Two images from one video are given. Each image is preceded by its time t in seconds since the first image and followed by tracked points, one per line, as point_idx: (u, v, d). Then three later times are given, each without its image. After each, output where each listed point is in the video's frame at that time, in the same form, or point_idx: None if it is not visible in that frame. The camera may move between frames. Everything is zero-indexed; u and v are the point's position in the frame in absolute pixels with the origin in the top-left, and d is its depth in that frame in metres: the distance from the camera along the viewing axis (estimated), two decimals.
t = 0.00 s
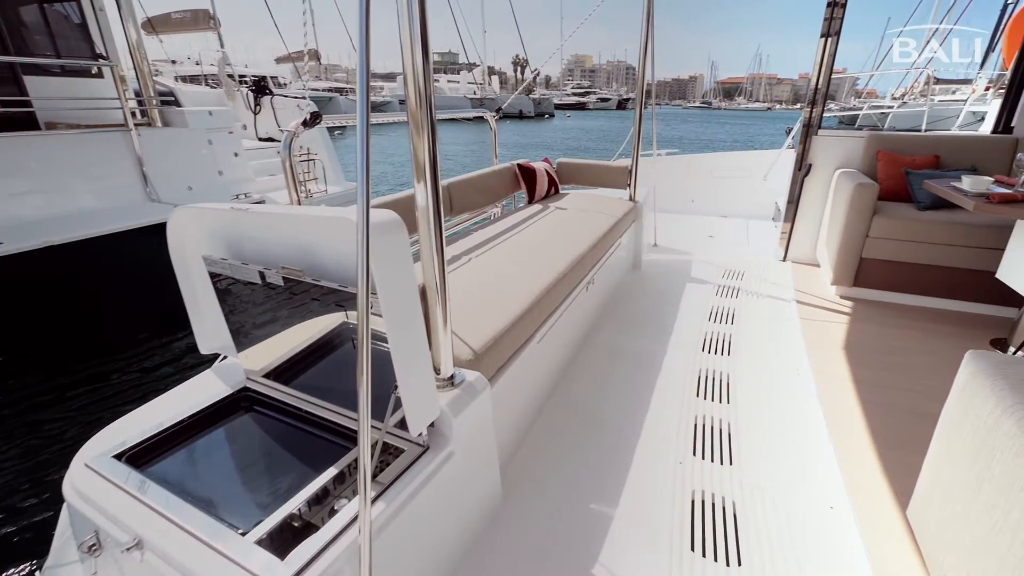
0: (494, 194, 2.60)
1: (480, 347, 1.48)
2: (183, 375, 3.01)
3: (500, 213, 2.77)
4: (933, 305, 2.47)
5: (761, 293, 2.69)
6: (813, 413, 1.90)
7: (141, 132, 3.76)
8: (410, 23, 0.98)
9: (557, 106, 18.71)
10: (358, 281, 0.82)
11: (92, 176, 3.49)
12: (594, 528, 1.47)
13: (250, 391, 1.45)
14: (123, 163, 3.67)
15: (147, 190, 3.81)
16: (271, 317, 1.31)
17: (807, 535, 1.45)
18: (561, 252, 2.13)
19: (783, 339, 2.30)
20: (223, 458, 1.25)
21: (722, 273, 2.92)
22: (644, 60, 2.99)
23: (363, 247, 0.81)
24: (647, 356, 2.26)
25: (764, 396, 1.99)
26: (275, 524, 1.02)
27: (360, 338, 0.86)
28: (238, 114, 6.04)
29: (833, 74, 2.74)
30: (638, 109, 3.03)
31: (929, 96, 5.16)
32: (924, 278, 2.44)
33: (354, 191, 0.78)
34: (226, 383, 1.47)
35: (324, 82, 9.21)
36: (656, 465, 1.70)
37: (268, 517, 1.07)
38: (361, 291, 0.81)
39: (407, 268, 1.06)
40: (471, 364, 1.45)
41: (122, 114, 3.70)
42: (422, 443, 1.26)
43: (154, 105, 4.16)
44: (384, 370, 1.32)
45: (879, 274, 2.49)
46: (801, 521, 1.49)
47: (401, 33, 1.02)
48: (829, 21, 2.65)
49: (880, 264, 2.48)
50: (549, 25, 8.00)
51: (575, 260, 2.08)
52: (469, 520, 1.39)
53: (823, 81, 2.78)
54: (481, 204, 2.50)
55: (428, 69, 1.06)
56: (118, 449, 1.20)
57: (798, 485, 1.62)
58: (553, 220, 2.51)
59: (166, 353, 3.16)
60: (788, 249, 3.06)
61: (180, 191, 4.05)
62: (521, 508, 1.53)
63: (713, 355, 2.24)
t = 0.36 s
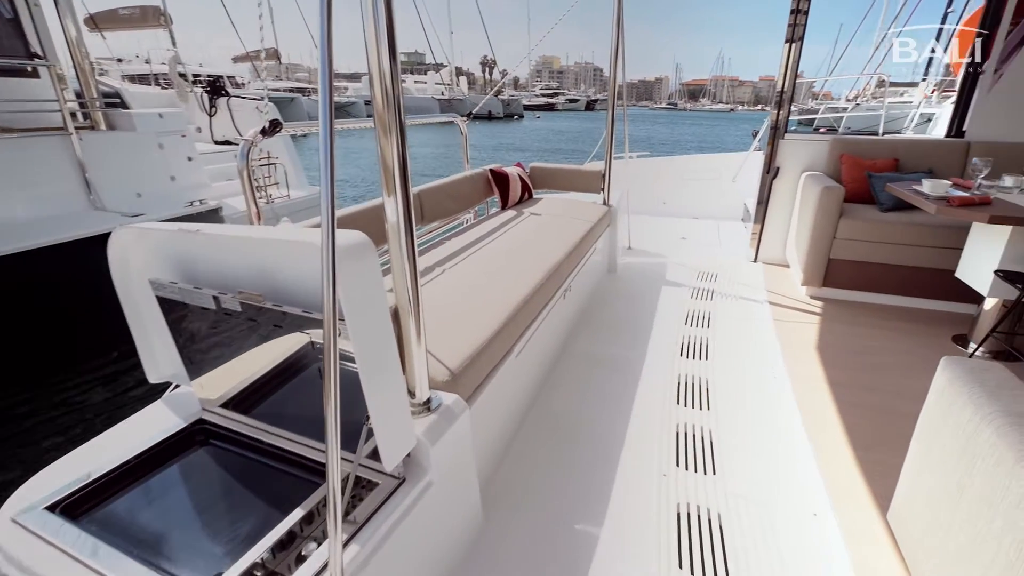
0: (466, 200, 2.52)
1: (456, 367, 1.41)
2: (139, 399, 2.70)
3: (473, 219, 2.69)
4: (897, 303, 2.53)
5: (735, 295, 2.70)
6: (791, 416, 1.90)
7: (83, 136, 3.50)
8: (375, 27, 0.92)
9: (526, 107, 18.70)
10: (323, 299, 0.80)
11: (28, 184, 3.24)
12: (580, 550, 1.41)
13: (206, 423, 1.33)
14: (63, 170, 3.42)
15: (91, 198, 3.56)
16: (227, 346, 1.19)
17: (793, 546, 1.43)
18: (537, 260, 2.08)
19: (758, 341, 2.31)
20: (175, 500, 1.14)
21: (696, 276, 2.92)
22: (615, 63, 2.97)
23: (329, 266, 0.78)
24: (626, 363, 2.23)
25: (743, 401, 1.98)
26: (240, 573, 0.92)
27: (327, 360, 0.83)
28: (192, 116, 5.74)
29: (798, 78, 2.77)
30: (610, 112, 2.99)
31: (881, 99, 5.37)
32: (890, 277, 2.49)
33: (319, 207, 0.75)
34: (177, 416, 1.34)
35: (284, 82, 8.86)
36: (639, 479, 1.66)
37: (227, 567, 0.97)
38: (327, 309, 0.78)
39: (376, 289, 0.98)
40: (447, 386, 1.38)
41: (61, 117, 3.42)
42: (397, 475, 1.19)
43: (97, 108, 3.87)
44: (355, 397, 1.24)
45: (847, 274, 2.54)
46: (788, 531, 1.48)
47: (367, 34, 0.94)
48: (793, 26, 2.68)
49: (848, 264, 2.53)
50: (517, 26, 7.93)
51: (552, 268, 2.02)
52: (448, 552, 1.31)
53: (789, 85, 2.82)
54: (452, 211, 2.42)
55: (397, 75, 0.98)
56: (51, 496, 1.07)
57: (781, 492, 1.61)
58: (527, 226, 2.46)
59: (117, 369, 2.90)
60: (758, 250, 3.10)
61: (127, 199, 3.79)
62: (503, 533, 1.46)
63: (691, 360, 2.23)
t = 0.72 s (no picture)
0: (439, 207, 2.43)
1: (435, 390, 1.33)
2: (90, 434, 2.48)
3: (446, 227, 2.61)
4: (865, 302, 2.59)
5: (711, 298, 2.72)
6: (771, 419, 1.90)
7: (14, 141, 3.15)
8: (341, 26, 0.84)
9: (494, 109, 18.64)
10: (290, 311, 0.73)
11: None
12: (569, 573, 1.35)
13: (161, 462, 1.21)
14: None
15: (24, 209, 3.26)
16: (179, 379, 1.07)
17: (782, 554, 1.41)
18: (514, 269, 2.03)
19: (736, 344, 2.32)
20: (122, 553, 1.02)
21: (672, 279, 2.93)
22: (586, 66, 2.94)
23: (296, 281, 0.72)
24: (606, 371, 2.19)
25: (724, 405, 1.97)
26: None
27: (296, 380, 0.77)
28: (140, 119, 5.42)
29: (765, 82, 2.81)
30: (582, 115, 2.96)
31: (837, 102, 5.57)
32: (857, 277, 2.55)
33: (285, 217, 0.70)
34: (127, 455, 1.21)
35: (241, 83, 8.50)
36: (625, 491, 1.62)
37: None
38: (294, 324, 0.72)
39: (345, 311, 0.90)
40: (426, 409, 1.30)
41: None
42: (375, 511, 1.10)
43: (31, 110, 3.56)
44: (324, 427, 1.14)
45: (817, 275, 2.59)
46: (775, 538, 1.46)
47: (333, 35, 0.86)
48: (760, 32, 2.72)
49: (817, 265, 2.58)
50: (484, 27, 7.85)
51: (529, 278, 1.97)
52: None
53: (757, 89, 2.85)
54: (425, 219, 2.34)
55: (365, 77, 0.90)
56: None
57: (766, 498, 1.60)
58: (503, 234, 2.40)
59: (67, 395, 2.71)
60: (731, 252, 3.13)
61: (66, 209, 3.50)
62: (488, 558, 1.39)
63: (671, 365, 2.21)
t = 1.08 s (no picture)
0: (410, 215, 2.36)
1: (412, 412, 1.26)
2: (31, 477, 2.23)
3: (418, 235, 2.53)
4: (831, 301, 2.66)
5: (686, 301, 2.73)
6: (749, 423, 1.91)
7: None
8: (305, 26, 0.77)
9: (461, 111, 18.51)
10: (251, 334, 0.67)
11: None
12: None
13: (108, 505, 1.08)
14: None
15: None
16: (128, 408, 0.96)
17: (768, 561, 1.40)
18: (489, 279, 1.98)
19: (712, 348, 2.33)
20: None
21: (647, 282, 2.93)
22: (557, 70, 2.91)
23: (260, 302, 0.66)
24: (585, 380, 2.16)
25: (704, 410, 1.97)
26: None
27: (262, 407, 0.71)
28: (81, 122, 5.14)
29: (733, 87, 2.85)
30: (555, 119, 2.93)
31: (795, 105, 5.75)
32: (825, 277, 2.62)
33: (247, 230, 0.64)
34: (67, 497, 1.08)
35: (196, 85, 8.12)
36: (609, 505, 1.59)
37: None
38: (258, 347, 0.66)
39: (315, 334, 0.83)
40: (403, 433, 1.23)
41: None
42: (351, 547, 1.02)
43: None
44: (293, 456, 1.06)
45: (786, 276, 2.64)
46: (760, 545, 1.45)
47: (297, 37, 0.79)
48: (727, 38, 2.77)
49: (786, 267, 2.63)
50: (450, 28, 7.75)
51: (506, 288, 1.92)
52: None
53: (724, 93, 2.89)
54: (396, 228, 2.26)
55: (333, 81, 0.83)
56: None
57: (749, 504, 1.59)
58: (477, 242, 2.34)
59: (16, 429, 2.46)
60: (703, 254, 3.16)
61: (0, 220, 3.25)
62: None
63: (650, 371, 2.20)
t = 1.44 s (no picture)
0: (381, 225, 2.27)
1: (388, 438, 1.19)
2: None
3: (390, 245, 2.45)
4: (802, 303, 2.70)
5: (663, 305, 2.74)
6: (729, 428, 1.90)
7: None
8: (263, 26, 0.70)
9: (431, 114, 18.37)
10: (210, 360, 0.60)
11: None
12: None
13: (52, 553, 0.80)
14: None
15: None
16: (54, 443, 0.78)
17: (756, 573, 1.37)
18: (465, 290, 1.92)
19: (690, 353, 2.33)
20: None
21: (624, 288, 2.92)
22: (531, 74, 2.87)
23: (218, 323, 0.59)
24: (565, 391, 2.12)
25: (684, 417, 1.96)
26: None
27: (222, 439, 0.63)
28: (22, 126, 4.80)
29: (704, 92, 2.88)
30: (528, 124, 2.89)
31: (760, 109, 5.90)
32: (796, 280, 2.66)
33: (202, 247, 0.57)
34: None
35: (150, 86, 7.75)
36: (594, 520, 1.54)
37: None
38: (218, 376, 0.59)
39: (282, 364, 0.76)
40: (378, 461, 1.15)
41: None
42: None
43: None
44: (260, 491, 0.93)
45: (760, 279, 2.68)
46: (747, 555, 1.43)
47: (255, 38, 0.72)
48: (697, 44, 2.80)
49: (760, 270, 2.67)
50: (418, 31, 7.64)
51: (483, 299, 1.86)
52: None
53: (696, 99, 2.92)
54: (367, 238, 2.17)
55: (295, 86, 0.76)
56: None
57: (734, 512, 1.56)
58: (453, 252, 2.28)
59: None
60: (678, 258, 3.18)
61: None
62: None
63: (630, 379, 2.18)
